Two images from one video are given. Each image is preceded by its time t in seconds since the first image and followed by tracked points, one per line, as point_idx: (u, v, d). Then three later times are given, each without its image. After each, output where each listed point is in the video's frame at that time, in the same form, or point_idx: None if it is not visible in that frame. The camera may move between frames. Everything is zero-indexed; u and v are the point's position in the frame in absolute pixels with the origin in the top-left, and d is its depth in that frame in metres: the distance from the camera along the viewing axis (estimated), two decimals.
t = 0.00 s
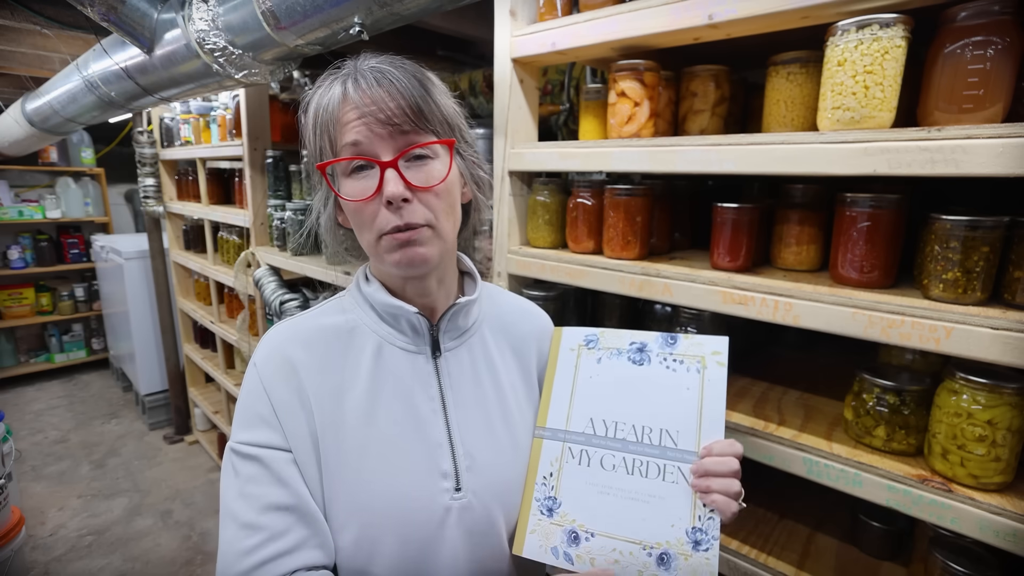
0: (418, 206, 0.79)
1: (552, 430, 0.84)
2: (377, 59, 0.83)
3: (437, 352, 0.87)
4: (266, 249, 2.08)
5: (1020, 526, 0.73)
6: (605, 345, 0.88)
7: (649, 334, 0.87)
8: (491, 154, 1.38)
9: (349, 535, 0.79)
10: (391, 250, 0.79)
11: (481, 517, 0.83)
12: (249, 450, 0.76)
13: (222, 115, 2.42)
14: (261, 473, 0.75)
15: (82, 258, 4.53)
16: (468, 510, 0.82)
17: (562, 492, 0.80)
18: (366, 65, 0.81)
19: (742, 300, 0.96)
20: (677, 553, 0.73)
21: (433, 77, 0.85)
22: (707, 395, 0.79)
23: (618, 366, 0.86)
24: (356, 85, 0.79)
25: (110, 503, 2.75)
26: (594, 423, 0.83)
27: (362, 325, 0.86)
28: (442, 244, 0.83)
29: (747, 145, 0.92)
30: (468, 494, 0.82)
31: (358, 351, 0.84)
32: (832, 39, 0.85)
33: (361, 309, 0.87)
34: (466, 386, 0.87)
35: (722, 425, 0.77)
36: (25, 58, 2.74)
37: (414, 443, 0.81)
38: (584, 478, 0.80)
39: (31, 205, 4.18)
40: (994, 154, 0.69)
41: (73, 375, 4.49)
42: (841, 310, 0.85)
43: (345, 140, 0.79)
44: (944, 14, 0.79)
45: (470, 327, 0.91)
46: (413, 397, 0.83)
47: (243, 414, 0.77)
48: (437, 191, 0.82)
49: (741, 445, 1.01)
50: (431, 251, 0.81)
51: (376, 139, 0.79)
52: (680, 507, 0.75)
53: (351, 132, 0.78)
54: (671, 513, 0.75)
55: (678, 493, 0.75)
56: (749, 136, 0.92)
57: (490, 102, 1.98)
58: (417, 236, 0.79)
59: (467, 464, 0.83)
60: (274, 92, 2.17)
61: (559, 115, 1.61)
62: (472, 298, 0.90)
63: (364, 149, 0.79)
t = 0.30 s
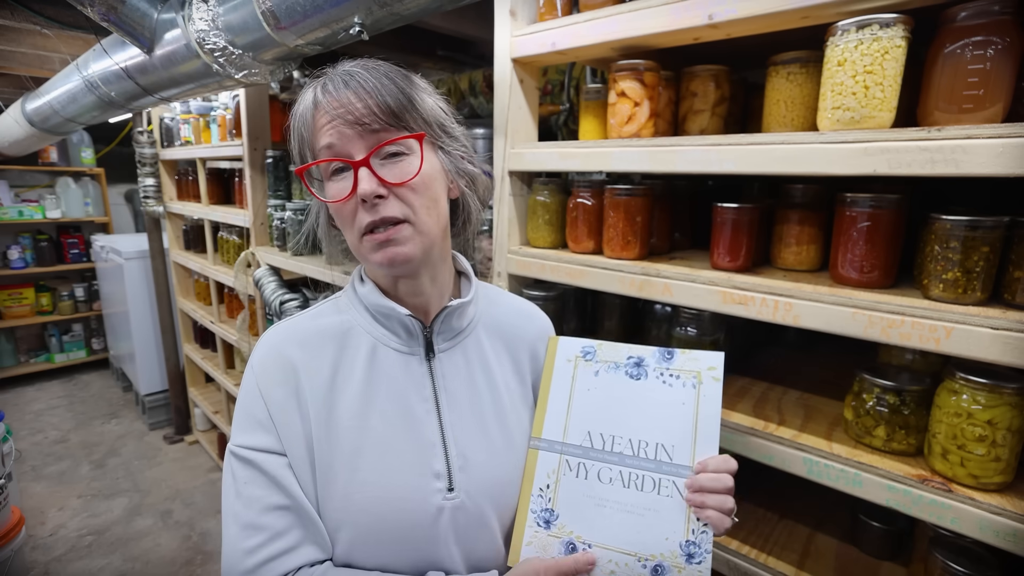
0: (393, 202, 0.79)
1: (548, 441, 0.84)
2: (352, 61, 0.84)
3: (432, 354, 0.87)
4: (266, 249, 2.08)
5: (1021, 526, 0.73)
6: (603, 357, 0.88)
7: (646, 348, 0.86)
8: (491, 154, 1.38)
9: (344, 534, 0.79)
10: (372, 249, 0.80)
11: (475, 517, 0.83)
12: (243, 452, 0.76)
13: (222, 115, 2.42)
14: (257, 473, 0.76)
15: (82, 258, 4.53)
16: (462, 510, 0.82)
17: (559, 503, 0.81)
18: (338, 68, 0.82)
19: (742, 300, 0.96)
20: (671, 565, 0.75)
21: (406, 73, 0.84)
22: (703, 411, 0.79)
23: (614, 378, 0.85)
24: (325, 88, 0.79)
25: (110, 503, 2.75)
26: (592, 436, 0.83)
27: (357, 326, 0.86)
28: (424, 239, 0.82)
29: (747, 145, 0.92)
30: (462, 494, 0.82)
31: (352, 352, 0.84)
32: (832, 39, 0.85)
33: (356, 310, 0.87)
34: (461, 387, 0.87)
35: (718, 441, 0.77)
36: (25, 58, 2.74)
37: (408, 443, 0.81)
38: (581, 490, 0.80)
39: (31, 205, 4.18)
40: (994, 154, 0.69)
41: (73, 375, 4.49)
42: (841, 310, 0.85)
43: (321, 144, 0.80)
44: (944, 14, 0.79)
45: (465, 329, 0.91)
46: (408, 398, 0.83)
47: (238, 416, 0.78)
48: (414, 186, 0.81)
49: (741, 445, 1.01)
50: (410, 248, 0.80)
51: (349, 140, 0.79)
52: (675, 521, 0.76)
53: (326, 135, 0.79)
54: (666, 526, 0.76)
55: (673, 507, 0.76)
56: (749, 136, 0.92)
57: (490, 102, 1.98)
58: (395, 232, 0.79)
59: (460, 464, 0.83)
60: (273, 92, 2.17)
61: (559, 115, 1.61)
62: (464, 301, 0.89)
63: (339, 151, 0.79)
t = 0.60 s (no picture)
0: (400, 209, 0.79)
1: (537, 482, 0.79)
2: (360, 64, 0.83)
3: (432, 356, 0.87)
4: (266, 249, 2.08)
5: (1020, 526, 0.73)
6: (594, 392, 0.80)
7: (641, 383, 0.79)
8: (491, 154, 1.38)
9: (343, 533, 0.79)
10: (377, 255, 0.80)
11: (474, 516, 0.83)
12: (242, 452, 0.75)
13: (222, 115, 2.42)
14: (257, 473, 0.75)
15: (82, 258, 4.53)
16: (461, 509, 0.82)
17: (549, 545, 0.78)
18: (346, 70, 0.81)
19: (742, 300, 0.96)
20: None
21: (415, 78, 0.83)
22: (698, 458, 0.75)
23: (607, 417, 0.79)
24: (333, 91, 0.78)
25: (110, 503, 2.75)
26: (581, 475, 0.78)
27: (357, 326, 0.86)
28: (430, 246, 0.83)
29: (747, 145, 0.92)
30: (461, 494, 0.82)
31: (352, 352, 0.84)
32: (832, 39, 0.85)
33: (356, 310, 0.87)
34: (460, 388, 0.87)
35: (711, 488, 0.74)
36: (25, 58, 2.74)
37: (407, 444, 0.81)
38: (570, 531, 0.78)
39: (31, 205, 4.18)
40: (994, 154, 0.69)
41: (73, 375, 4.49)
42: (841, 310, 0.85)
43: (327, 148, 0.79)
44: (944, 14, 0.79)
45: (465, 330, 0.91)
46: (407, 399, 0.83)
47: (237, 416, 0.77)
48: (421, 193, 0.81)
49: (741, 445, 1.01)
50: (416, 254, 0.81)
51: (356, 145, 0.78)
52: (663, 561, 0.74)
53: (332, 139, 0.78)
54: (654, 566, 0.74)
55: (661, 548, 0.75)
56: (749, 135, 0.92)
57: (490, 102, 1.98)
58: (402, 240, 0.80)
59: (460, 464, 0.83)
60: (273, 92, 2.17)
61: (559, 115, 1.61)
62: (465, 304, 0.88)
63: (346, 156, 0.78)
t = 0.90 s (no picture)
0: (417, 206, 0.78)
1: (506, 537, 0.72)
2: (379, 61, 0.83)
3: (435, 356, 0.86)
4: (266, 249, 2.08)
5: (1020, 526, 0.73)
6: (556, 435, 0.71)
7: (608, 420, 0.71)
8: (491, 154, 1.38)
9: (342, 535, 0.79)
10: (390, 251, 0.79)
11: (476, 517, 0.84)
12: (240, 456, 0.75)
13: (222, 115, 2.42)
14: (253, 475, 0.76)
15: (82, 258, 4.53)
16: (463, 511, 0.82)
17: None
18: (365, 66, 0.80)
19: (743, 300, 0.96)
20: None
21: (433, 78, 0.84)
22: (672, 494, 0.71)
23: (574, 461, 0.71)
24: (353, 86, 0.78)
25: (110, 503, 2.75)
26: (552, 521, 0.72)
27: (361, 326, 0.85)
28: (443, 244, 0.83)
29: (747, 145, 0.92)
30: (464, 495, 0.82)
31: (356, 352, 0.84)
32: (832, 39, 0.85)
33: (359, 309, 0.87)
34: (465, 388, 0.87)
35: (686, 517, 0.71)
36: (25, 58, 2.74)
37: (410, 445, 0.81)
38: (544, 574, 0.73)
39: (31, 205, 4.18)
40: (994, 154, 0.69)
41: (73, 375, 4.49)
42: (841, 310, 0.85)
43: (344, 142, 0.78)
44: (944, 14, 0.79)
45: (469, 330, 0.91)
46: (411, 399, 0.83)
47: (237, 419, 0.77)
48: (437, 192, 0.81)
49: (741, 445, 1.01)
50: (430, 252, 0.80)
51: (375, 140, 0.78)
52: None
53: (351, 133, 0.77)
54: None
55: None
56: (749, 136, 0.92)
57: (490, 102, 1.98)
58: (417, 237, 0.79)
59: (463, 465, 0.83)
60: (274, 92, 2.17)
61: (559, 115, 1.61)
62: (470, 304, 0.88)
63: (364, 151, 0.78)
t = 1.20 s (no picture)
0: (432, 205, 0.78)
1: (468, 565, 0.72)
2: (394, 58, 0.82)
3: (437, 359, 0.86)
4: (267, 249, 2.08)
5: (1021, 526, 0.73)
6: (503, 460, 0.70)
7: (554, 443, 0.69)
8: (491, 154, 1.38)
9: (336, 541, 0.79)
10: (403, 249, 0.78)
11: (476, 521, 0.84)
12: (237, 459, 0.76)
13: (222, 115, 2.42)
14: (249, 478, 0.77)
15: (82, 258, 4.53)
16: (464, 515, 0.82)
17: None
18: (382, 63, 0.80)
19: (742, 300, 0.96)
20: None
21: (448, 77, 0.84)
22: (628, 514, 0.70)
23: (524, 484, 0.70)
24: (371, 83, 0.77)
25: (110, 503, 2.75)
26: (513, 544, 0.72)
27: (363, 328, 0.84)
28: (455, 244, 0.82)
29: (747, 145, 0.92)
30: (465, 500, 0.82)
31: (357, 354, 0.83)
32: (832, 39, 0.85)
33: (362, 310, 0.86)
34: (467, 393, 0.87)
35: (647, 537, 0.71)
36: (25, 58, 2.74)
37: (411, 449, 0.81)
38: None
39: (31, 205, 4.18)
40: (994, 154, 0.69)
41: (73, 375, 4.49)
42: (841, 310, 0.85)
43: (360, 138, 0.77)
44: (944, 14, 0.79)
45: (472, 334, 0.91)
46: (414, 404, 0.83)
47: (236, 422, 0.78)
48: (452, 191, 0.81)
49: (741, 444, 1.01)
50: (443, 252, 0.80)
51: (393, 137, 0.77)
52: None
53: (368, 129, 0.77)
54: None
55: None
56: (749, 136, 0.92)
57: (490, 102, 1.98)
58: (431, 236, 0.78)
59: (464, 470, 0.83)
60: (274, 92, 2.17)
61: (559, 115, 1.61)
62: (474, 308, 0.88)
63: (381, 147, 0.77)
